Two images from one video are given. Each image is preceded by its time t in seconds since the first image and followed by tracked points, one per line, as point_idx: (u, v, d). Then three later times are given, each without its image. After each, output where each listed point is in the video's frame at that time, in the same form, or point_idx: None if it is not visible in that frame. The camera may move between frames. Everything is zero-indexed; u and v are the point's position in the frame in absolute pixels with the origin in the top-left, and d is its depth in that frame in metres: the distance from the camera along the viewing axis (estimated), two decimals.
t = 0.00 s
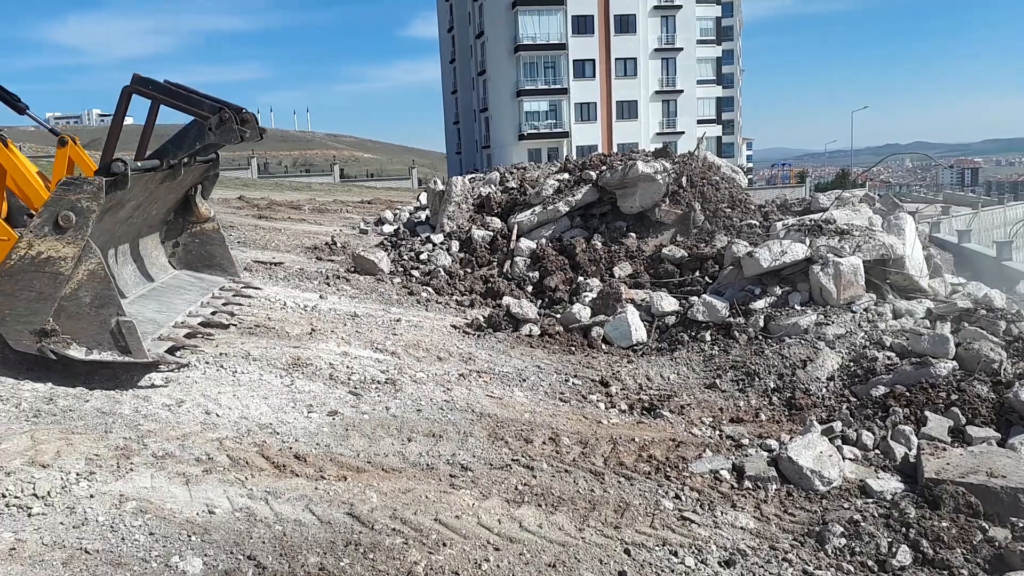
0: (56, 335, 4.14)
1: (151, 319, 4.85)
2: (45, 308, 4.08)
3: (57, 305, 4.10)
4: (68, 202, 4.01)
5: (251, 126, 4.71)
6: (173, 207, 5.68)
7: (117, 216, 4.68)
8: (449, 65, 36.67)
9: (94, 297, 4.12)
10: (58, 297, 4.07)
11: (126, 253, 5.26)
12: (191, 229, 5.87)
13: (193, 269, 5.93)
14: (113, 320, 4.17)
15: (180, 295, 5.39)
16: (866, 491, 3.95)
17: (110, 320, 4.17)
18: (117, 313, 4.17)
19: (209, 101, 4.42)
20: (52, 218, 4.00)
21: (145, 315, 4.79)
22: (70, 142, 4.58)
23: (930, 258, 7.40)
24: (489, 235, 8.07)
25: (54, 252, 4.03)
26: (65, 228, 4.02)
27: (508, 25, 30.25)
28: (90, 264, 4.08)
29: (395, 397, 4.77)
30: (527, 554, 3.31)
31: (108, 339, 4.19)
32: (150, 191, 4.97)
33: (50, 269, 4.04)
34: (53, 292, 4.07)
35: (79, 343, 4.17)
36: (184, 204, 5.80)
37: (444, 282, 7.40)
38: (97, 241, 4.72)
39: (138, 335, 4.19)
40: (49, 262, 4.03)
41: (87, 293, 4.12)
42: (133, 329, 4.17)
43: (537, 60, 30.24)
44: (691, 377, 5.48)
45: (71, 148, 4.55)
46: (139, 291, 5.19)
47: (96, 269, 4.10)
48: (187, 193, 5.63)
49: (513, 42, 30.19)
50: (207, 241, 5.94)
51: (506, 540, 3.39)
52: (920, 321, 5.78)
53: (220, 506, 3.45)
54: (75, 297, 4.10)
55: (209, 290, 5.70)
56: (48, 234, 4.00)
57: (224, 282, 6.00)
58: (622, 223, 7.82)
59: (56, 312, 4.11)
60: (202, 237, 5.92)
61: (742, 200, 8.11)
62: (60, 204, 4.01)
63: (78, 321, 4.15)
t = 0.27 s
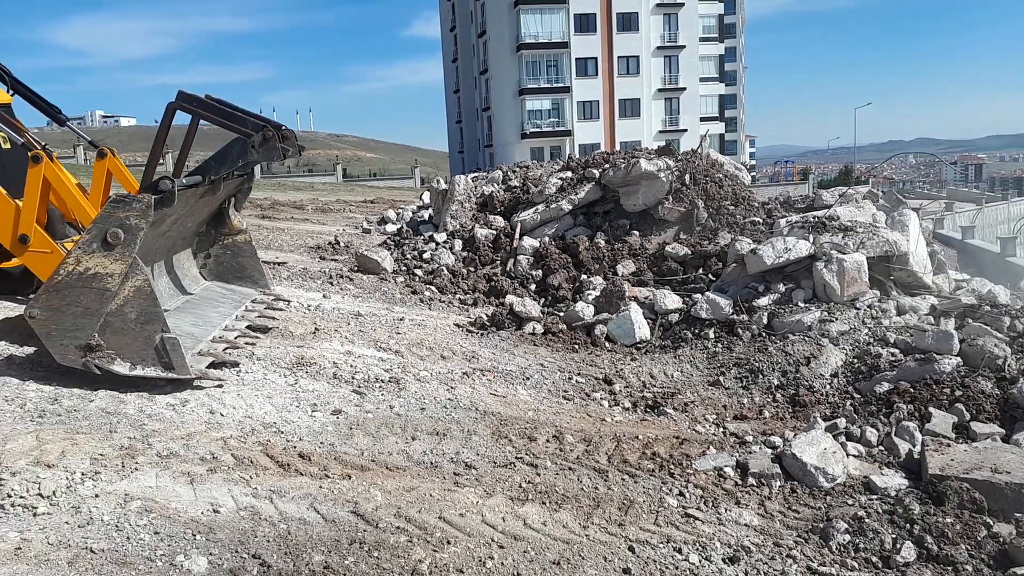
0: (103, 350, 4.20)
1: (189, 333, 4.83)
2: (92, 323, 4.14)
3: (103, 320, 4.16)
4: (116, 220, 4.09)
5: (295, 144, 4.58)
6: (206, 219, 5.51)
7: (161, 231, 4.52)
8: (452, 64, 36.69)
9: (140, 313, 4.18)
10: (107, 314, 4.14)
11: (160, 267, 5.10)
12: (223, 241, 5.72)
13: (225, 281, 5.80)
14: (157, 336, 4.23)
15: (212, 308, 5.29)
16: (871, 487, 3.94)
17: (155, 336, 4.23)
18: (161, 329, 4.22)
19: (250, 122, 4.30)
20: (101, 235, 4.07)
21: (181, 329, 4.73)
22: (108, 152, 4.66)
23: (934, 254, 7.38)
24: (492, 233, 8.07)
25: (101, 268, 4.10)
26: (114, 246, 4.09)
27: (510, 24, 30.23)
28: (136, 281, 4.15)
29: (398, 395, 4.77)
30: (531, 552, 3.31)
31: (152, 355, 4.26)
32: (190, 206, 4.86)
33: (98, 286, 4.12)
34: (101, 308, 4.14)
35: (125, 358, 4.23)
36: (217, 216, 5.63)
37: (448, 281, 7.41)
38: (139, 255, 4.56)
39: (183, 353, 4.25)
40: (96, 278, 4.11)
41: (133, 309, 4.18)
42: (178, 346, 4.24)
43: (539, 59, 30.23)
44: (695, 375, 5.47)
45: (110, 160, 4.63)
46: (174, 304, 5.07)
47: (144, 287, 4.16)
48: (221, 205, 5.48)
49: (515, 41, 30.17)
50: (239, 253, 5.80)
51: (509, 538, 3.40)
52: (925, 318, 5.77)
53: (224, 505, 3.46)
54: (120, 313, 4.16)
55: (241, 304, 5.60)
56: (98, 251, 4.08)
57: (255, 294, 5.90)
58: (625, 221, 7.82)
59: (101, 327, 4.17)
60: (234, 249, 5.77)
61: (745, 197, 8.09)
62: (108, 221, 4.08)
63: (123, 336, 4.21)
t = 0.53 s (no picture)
0: (164, 353, 4.31)
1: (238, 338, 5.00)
2: (155, 328, 4.25)
3: (165, 324, 4.27)
4: (179, 226, 4.19)
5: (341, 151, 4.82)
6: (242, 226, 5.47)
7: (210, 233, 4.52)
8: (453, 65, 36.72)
9: (200, 317, 4.29)
10: (169, 318, 4.25)
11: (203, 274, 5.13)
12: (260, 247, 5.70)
13: (260, 287, 5.77)
14: (218, 339, 4.35)
15: (254, 313, 5.37)
16: (873, 488, 3.94)
17: (215, 339, 4.35)
18: (221, 333, 4.35)
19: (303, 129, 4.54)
20: (164, 241, 4.18)
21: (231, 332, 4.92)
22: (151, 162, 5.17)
23: (935, 255, 7.38)
24: (494, 235, 8.08)
25: (164, 273, 4.20)
26: (177, 251, 4.21)
27: (511, 25, 30.24)
28: (197, 285, 4.25)
29: (400, 397, 4.78)
30: (533, 554, 3.32)
31: (212, 358, 4.38)
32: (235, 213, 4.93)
33: (160, 290, 4.22)
34: (163, 312, 4.23)
35: (185, 361, 4.35)
36: (253, 223, 5.61)
37: (449, 282, 7.41)
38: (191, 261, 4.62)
39: (241, 355, 4.38)
40: (159, 283, 4.20)
41: (195, 313, 4.29)
42: (238, 348, 4.36)
43: (540, 61, 30.24)
44: (697, 376, 5.48)
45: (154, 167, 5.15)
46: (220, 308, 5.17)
47: (206, 291, 4.27)
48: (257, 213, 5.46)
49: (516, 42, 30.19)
50: (275, 259, 5.78)
51: (510, 540, 3.40)
52: (926, 318, 5.76)
53: (226, 507, 3.46)
54: (182, 316, 4.27)
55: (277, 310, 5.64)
56: (162, 257, 4.18)
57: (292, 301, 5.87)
58: (626, 222, 7.82)
59: (164, 331, 4.28)
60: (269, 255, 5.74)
61: (746, 198, 8.10)
62: (171, 227, 4.20)
63: (185, 340, 4.33)
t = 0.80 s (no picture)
0: (229, 357, 4.61)
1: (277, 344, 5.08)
2: (222, 332, 4.54)
3: (230, 329, 4.56)
4: (247, 235, 4.52)
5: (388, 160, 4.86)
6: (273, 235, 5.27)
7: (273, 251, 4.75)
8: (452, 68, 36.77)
9: (264, 322, 4.56)
10: (236, 323, 4.53)
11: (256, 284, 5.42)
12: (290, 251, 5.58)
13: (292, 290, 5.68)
14: (281, 343, 4.65)
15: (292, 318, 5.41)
16: (871, 491, 3.94)
17: (279, 344, 4.65)
18: (285, 337, 4.65)
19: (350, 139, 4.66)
20: (232, 249, 4.50)
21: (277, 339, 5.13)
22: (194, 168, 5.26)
23: (934, 258, 7.39)
24: (493, 238, 8.09)
25: (231, 280, 4.51)
26: (244, 258, 4.53)
27: (510, 28, 30.29)
28: (261, 292, 4.55)
29: (398, 400, 4.78)
30: (531, 557, 3.31)
31: (275, 361, 4.68)
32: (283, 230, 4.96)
33: (226, 296, 4.51)
34: (229, 317, 4.52)
35: (249, 364, 4.64)
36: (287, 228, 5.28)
37: (448, 285, 7.42)
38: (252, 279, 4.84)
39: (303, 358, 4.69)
40: (226, 289, 4.50)
41: (258, 319, 4.56)
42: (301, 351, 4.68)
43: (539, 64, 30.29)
44: (695, 378, 5.48)
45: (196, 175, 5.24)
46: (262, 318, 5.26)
47: (269, 298, 4.56)
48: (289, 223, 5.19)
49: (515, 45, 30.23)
50: (305, 263, 5.64)
51: (508, 543, 3.40)
52: (924, 321, 5.77)
53: (224, 511, 3.46)
54: (247, 322, 4.55)
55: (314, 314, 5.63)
56: (229, 264, 4.50)
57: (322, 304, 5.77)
58: (624, 225, 7.83)
59: (229, 336, 4.58)
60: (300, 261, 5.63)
61: (745, 201, 8.11)
62: (239, 236, 4.52)
63: (249, 345, 4.62)
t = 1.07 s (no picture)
0: (285, 359, 4.81)
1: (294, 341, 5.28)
2: (278, 336, 4.77)
3: (287, 332, 4.78)
4: (304, 242, 4.75)
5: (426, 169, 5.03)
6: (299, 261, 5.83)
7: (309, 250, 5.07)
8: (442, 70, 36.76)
9: (318, 324, 4.78)
10: (292, 325, 4.77)
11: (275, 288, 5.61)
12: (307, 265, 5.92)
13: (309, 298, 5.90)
14: (335, 345, 4.86)
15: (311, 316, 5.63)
16: (860, 489, 3.98)
17: (332, 345, 4.86)
18: (338, 338, 4.87)
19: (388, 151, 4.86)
20: (290, 256, 4.73)
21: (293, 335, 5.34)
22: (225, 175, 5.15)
23: (921, 257, 7.45)
24: (483, 238, 8.10)
25: (288, 285, 4.74)
26: (300, 265, 4.75)
27: (501, 30, 30.31)
28: (317, 296, 4.78)
29: (389, 401, 4.78)
30: (524, 556, 3.33)
31: (329, 363, 4.87)
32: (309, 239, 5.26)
33: (284, 300, 4.74)
34: (286, 321, 4.75)
35: (305, 366, 4.84)
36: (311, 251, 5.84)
37: (440, 286, 7.43)
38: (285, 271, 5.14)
39: (355, 359, 4.90)
40: (283, 294, 4.73)
41: (312, 322, 4.78)
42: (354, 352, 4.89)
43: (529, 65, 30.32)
44: (685, 378, 5.51)
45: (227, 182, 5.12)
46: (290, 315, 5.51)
47: (323, 302, 4.79)
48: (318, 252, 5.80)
49: (506, 46, 30.25)
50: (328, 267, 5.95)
51: (500, 542, 3.41)
52: (912, 319, 5.82)
53: (217, 512, 3.46)
54: (302, 325, 4.77)
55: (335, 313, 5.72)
56: (286, 270, 4.73)
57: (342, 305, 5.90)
58: (615, 225, 7.86)
59: (286, 339, 4.79)
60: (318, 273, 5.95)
61: (734, 202, 8.16)
62: (296, 244, 4.75)
63: (305, 346, 4.82)
